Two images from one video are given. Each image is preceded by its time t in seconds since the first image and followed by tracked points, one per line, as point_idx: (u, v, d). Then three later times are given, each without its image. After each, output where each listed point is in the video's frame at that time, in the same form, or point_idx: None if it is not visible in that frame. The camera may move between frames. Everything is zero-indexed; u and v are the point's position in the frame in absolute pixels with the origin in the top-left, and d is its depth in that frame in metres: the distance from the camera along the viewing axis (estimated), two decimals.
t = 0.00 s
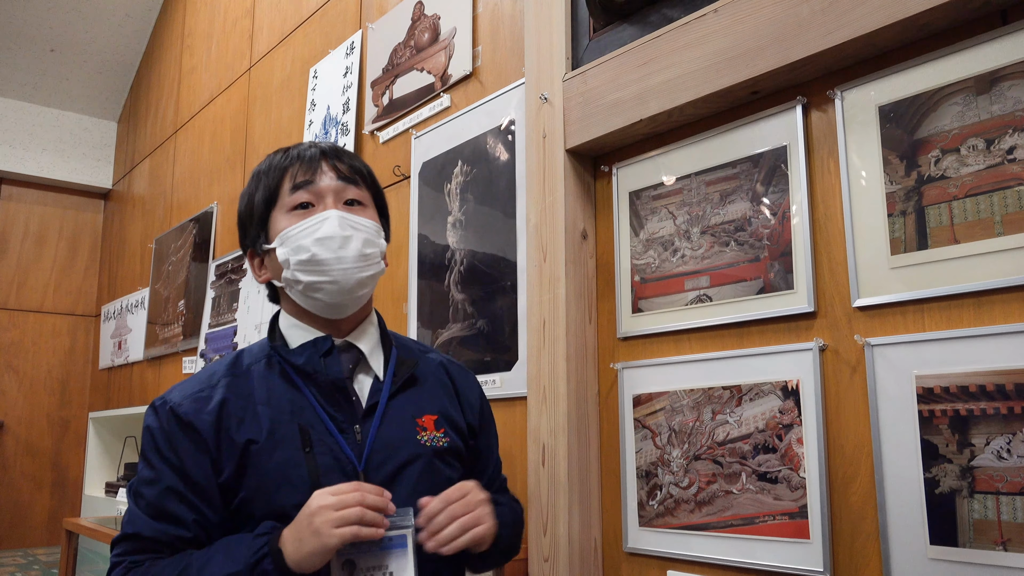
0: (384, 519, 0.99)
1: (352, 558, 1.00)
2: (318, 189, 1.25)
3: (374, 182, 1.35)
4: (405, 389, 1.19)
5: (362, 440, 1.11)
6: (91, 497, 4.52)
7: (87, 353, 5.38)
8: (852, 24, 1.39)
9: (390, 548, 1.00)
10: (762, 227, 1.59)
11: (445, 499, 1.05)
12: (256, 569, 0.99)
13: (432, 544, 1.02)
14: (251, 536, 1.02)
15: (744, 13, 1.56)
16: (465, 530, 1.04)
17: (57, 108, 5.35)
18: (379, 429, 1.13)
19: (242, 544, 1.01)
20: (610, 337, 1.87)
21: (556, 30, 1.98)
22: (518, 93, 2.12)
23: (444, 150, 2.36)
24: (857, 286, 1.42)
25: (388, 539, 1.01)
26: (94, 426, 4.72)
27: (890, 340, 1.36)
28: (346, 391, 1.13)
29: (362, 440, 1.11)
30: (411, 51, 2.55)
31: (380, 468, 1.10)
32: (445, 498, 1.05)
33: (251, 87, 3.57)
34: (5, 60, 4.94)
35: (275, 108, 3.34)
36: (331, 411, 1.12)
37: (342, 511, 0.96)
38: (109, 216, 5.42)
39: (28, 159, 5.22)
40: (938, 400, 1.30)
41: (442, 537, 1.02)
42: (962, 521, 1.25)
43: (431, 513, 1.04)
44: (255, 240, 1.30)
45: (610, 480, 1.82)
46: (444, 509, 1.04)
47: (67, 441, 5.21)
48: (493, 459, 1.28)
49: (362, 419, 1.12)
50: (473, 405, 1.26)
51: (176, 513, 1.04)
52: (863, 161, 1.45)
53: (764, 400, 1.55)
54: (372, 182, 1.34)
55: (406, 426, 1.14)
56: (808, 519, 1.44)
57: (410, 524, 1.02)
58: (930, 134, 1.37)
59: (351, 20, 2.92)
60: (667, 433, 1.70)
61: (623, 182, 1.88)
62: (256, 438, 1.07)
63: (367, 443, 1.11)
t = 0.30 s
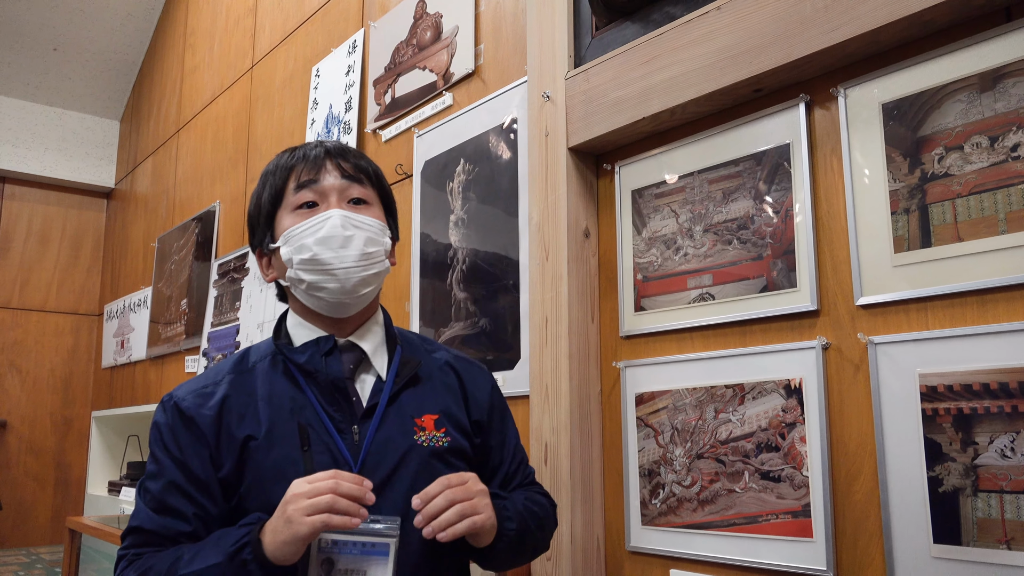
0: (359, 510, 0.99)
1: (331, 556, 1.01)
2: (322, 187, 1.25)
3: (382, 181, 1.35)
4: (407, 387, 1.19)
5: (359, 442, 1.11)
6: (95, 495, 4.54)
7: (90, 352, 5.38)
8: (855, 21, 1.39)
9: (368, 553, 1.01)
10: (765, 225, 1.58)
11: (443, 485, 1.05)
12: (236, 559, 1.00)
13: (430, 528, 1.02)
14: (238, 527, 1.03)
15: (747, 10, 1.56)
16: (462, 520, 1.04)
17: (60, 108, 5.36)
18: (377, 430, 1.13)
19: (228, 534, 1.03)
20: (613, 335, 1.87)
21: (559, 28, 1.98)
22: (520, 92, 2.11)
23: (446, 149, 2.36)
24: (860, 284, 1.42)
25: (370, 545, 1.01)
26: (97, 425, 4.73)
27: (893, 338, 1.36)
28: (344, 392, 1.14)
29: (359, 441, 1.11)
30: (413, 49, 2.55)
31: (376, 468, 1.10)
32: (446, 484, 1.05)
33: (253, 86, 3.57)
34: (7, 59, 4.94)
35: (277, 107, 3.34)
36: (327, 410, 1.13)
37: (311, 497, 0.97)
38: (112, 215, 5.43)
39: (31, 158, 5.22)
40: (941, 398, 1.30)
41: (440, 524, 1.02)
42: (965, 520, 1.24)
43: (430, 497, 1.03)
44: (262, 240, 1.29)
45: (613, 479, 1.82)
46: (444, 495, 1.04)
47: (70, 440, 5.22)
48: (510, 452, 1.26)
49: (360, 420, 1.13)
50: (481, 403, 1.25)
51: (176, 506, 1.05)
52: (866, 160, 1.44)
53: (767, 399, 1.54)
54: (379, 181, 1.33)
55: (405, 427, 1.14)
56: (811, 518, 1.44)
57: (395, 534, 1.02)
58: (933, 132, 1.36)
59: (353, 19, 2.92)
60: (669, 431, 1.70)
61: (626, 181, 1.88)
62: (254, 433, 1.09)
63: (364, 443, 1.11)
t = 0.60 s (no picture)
0: (362, 524, 0.99)
1: (333, 553, 1.01)
2: (337, 185, 1.25)
3: (394, 179, 1.35)
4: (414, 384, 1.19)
5: (364, 439, 1.11)
6: (97, 493, 4.55)
7: (92, 350, 5.39)
8: (857, 18, 1.38)
9: (370, 551, 1.01)
10: (767, 222, 1.58)
11: (447, 497, 1.05)
12: (237, 561, 1.00)
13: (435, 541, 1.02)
14: (241, 528, 1.03)
15: (748, 7, 1.56)
16: (466, 531, 1.04)
17: (61, 106, 5.36)
18: (382, 428, 1.13)
19: (231, 535, 1.03)
20: (614, 333, 1.87)
21: (560, 25, 1.97)
22: (522, 89, 2.11)
23: (447, 146, 2.36)
24: (862, 282, 1.42)
25: (372, 543, 1.01)
26: (99, 423, 4.73)
27: (895, 335, 1.36)
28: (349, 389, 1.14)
29: (363, 438, 1.11)
30: (414, 47, 2.55)
31: (380, 465, 1.10)
32: (450, 497, 1.05)
33: (255, 83, 3.57)
34: (9, 57, 4.94)
35: (279, 104, 3.34)
36: (332, 406, 1.13)
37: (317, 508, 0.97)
38: (114, 213, 5.44)
39: (33, 156, 5.23)
40: (944, 395, 1.29)
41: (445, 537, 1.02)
42: (968, 517, 1.24)
43: (435, 510, 1.03)
44: (271, 233, 1.29)
45: (614, 477, 1.82)
46: (448, 507, 1.04)
47: (72, 438, 5.23)
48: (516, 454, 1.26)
49: (365, 416, 1.13)
50: (488, 401, 1.24)
51: (180, 502, 1.06)
52: (869, 158, 1.44)
53: (768, 396, 1.54)
54: (392, 180, 1.33)
55: (410, 424, 1.14)
56: (813, 515, 1.44)
57: (397, 531, 1.02)
58: (936, 128, 1.36)
59: (354, 17, 2.91)
60: (670, 429, 1.70)
61: (627, 178, 1.88)
62: (258, 429, 1.09)
63: (368, 440, 1.11)
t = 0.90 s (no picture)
0: (374, 530, 0.98)
1: (340, 552, 1.01)
2: (345, 179, 1.25)
3: (405, 172, 1.33)
4: (423, 381, 1.19)
5: (372, 436, 1.11)
6: (99, 491, 4.55)
7: (94, 348, 5.40)
8: (860, 12, 1.37)
9: (377, 549, 1.00)
10: (769, 218, 1.57)
11: (456, 502, 1.04)
12: (246, 561, 1.00)
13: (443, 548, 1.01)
14: (251, 527, 1.04)
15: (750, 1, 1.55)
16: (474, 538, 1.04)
17: (62, 104, 5.36)
18: (390, 427, 1.13)
19: (241, 533, 1.03)
20: (615, 330, 1.86)
21: (561, 21, 1.97)
22: (523, 86, 2.11)
23: (448, 143, 2.36)
24: (865, 277, 1.41)
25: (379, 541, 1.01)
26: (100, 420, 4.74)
27: (898, 331, 1.35)
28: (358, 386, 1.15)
29: (371, 435, 1.12)
30: (415, 43, 2.54)
31: (388, 463, 1.10)
32: (459, 503, 1.05)
33: (255, 81, 3.57)
34: (10, 55, 4.94)
35: (280, 101, 3.34)
36: (341, 403, 1.13)
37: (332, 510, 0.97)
38: (115, 211, 5.44)
39: (35, 155, 5.23)
40: (947, 391, 1.29)
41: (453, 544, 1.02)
42: (971, 513, 1.23)
43: (444, 514, 1.03)
44: (283, 229, 1.29)
45: (616, 474, 1.82)
46: (457, 513, 1.03)
47: (74, 435, 5.23)
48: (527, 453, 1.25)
49: (375, 413, 1.13)
50: (500, 401, 1.23)
51: (190, 496, 1.06)
52: (871, 154, 1.43)
53: (771, 392, 1.54)
54: (402, 173, 1.32)
55: (419, 422, 1.14)
56: (815, 511, 1.44)
57: (404, 530, 1.02)
58: (939, 123, 1.35)
59: (355, 14, 2.91)
60: (673, 425, 1.69)
61: (628, 174, 1.87)
62: (268, 424, 1.10)
63: (376, 437, 1.11)
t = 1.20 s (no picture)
0: (369, 522, 0.99)
1: (338, 548, 1.02)
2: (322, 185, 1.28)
3: (395, 167, 1.31)
4: (432, 379, 1.19)
5: (373, 433, 1.13)
6: (104, 489, 4.55)
7: (97, 347, 5.40)
8: (865, 7, 1.37)
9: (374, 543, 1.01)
10: (774, 214, 1.57)
11: (448, 510, 1.03)
12: (246, 544, 1.03)
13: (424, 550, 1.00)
14: (252, 512, 1.07)
15: None
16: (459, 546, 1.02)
17: (65, 103, 5.36)
18: (391, 424, 1.14)
19: (244, 517, 1.07)
20: (619, 326, 1.86)
21: (564, 18, 1.96)
22: (525, 83, 2.10)
23: (451, 141, 2.35)
24: (870, 273, 1.41)
25: (378, 536, 1.01)
26: (104, 419, 4.74)
27: (903, 327, 1.35)
28: (362, 381, 1.17)
29: (372, 432, 1.13)
30: (417, 41, 2.54)
31: (387, 463, 1.11)
32: (450, 507, 1.03)
33: (258, 79, 3.57)
34: (13, 54, 4.95)
35: (282, 99, 3.34)
36: (346, 399, 1.15)
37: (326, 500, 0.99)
38: (118, 210, 5.44)
39: (38, 154, 5.23)
40: (953, 387, 1.29)
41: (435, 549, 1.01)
42: (978, 509, 1.23)
43: (432, 516, 1.01)
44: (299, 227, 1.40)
45: (621, 471, 1.81)
46: (446, 519, 1.02)
47: (78, 434, 5.24)
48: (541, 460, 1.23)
49: (376, 410, 1.15)
50: (511, 404, 1.22)
51: (204, 481, 1.10)
52: (875, 150, 1.43)
53: (776, 388, 1.53)
54: (389, 169, 1.30)
55: (422, 421, 1.14)
56: (821, 508, 1.43)
57: (403, 524, 1.02)
58: (944, 119, 1.35)
59: (357, 11, 2.91)
60: (677, 422, 1.69)
61: (632, 170, 1.87)
62: (276, 414, 1.14)
63: (376, 434, 1.12)
